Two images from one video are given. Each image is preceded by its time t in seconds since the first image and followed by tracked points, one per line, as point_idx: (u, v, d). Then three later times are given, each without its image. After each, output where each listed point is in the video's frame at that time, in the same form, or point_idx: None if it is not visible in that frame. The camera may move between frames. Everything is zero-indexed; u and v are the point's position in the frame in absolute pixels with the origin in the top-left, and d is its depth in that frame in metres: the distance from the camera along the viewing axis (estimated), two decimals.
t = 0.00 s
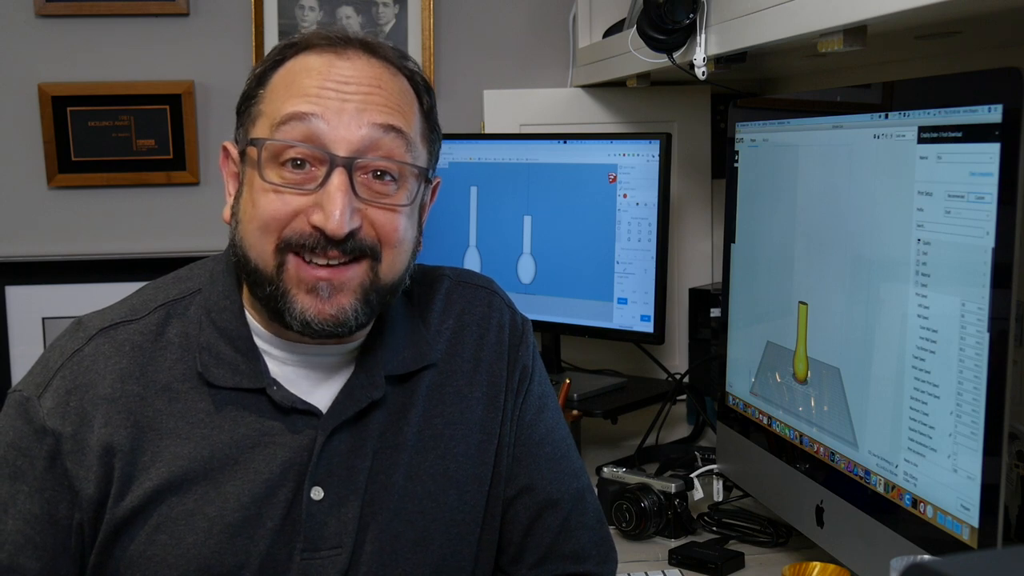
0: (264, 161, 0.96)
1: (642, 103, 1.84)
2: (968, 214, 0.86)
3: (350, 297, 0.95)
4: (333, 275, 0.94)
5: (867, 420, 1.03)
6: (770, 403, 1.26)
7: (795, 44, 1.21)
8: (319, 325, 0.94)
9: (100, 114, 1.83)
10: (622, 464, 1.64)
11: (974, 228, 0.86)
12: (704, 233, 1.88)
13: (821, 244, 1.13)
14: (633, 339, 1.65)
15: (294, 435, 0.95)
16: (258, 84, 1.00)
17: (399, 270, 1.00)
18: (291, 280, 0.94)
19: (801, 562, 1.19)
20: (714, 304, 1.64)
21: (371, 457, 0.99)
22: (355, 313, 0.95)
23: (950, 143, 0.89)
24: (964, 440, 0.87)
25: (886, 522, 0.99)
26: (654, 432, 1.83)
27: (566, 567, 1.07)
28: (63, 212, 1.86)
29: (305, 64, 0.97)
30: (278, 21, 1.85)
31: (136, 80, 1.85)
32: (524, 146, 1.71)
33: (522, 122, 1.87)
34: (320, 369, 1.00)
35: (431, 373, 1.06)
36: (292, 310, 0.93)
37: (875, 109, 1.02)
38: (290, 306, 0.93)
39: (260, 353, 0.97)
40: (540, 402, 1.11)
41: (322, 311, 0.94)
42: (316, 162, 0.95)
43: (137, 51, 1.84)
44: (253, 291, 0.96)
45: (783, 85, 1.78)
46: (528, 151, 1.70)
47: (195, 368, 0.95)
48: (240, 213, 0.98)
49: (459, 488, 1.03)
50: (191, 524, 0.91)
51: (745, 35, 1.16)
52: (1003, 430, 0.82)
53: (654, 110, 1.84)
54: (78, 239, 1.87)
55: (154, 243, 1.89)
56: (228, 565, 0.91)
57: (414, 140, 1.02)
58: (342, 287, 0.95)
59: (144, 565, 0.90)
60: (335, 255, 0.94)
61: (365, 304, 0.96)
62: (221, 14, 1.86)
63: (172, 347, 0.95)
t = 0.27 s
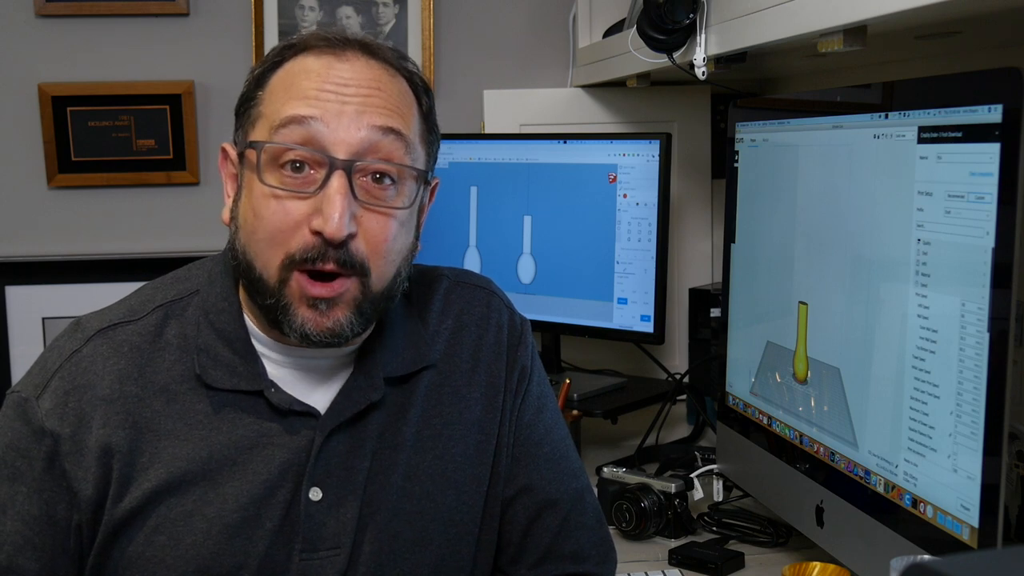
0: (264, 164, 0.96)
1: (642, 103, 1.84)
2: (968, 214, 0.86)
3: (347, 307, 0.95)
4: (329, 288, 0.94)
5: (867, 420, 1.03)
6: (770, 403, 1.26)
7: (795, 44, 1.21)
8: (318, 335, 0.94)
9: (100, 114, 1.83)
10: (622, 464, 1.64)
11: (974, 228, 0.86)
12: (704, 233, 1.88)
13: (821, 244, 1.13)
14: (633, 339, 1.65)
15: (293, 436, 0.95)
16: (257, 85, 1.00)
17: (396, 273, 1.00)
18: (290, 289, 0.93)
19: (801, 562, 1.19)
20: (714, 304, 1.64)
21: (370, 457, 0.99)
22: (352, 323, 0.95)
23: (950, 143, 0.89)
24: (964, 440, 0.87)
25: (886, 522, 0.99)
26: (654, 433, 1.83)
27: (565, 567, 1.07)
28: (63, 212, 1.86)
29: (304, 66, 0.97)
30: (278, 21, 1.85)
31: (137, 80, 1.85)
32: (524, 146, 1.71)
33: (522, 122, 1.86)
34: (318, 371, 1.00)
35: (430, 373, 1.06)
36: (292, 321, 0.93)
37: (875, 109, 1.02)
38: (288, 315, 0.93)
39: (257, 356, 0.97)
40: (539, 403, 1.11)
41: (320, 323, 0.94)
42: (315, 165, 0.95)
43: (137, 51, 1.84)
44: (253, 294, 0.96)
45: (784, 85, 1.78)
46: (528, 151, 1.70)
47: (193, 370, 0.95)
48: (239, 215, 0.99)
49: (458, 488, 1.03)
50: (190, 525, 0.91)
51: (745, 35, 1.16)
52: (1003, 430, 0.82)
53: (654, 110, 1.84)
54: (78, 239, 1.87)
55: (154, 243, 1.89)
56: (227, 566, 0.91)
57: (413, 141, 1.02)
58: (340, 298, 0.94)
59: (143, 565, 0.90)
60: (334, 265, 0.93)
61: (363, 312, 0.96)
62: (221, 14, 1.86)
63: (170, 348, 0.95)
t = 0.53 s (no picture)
0: (263, 161, 0.96)
1: (641, 103, 1.84)
2: (968, 214, 0.86)
3: (351, 299, 0.95)
4: (337, 278, 0.94)
5: (867, 420, 1.03)
6: (770, 403, 1.26)
7: (795, 44, 1.21)
8: (322, 328, 0.94)
9: (100, 114, 1.83)
10: (622, 464, 1.64)
11: (974, 228, 0.86)
12: (704, 233, 1.88)
13: (821, 244, 1.13)
14: (633, 339, 1.65)
15: (291, 434, 0.95)
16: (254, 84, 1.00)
17: (397, 267, 1.00)
18: (292, 284, 0.93)
19: (801, 562, 1.19)
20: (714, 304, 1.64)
21: (369, 456, 0.99)
22: (355, 317, 0.95)
23: (950, 143, 0.89)
24: (964, 440, 0.87)
25: (886, 521, 0.99)
26: (654, 432, 1.83)
27: (565, 567, 1.07)
28: (63, 212, 1.86)
29: (301, 63, 0.97)
30: (278, 21, 1.85)
31: (137, 80, 1.85)
32: (524, 146, 1.70)
33: (522, 122, 1.87)
34: (317, 370, 1.00)
35: (428, 372, 1.06)
36: (295, 315, 0.93)
37: (875, 109, 1.02)
38: (291, 309, 0.93)
39: (256, 355, 0.97)
40: (538, 402, 1.11)
41: (326, 315, 0.94)
42: (315, 160, 0.95)
43: (137, 51, 1.84)
44: (253, 292, 0.96)
45: (784, 85, 1.78)
46: (527, 151, 1.70)
47: (191, 368, 0.95)
48: (239, 214, 0.99)
49: (457, 488, 1.03)
50: (189, 524, 0.91)
51: (745, 35, 1.16)
52: (1003, 430, 0.82)
53: (654, 110, 1.84)
54: (78, 238, 1.87)
55: (154, 243, 1.89)
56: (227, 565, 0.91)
57: (411, 136, 1.02)
58: (342, 291, 0.94)
59: (142, 564, 0.90)
60: (337, 257, 0.94)
61: (365, 306, 0.96)
62: (221, 14, 1.86)
63: (168, 347, 0.95)
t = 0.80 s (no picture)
0: (262, 154, 0.96)
1: (641, 103, 1.84)
2: (968, 214, 0.86)
3: (348, 296, 0.95)
4: (335, 274, 0.94)
5: (867, 420, 1.03)
6: (770, 403, 1.26)
7: (795, 44, 1.21)
8: (322, 326, 0.93)
9: (100, 114, 1.83)
10: (622, 464, 1.64)
11: (974, 228, 0.86)
12: (704, 233, 1.88)
13: (821, 244, 1.13)
14: (633, 339, 1.65)
15: (289, 432, 0.95)
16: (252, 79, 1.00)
17: (395, 259, 1.00)
18: (291, 283, 0.93)
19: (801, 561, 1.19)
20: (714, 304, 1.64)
21: (368, 454, 0.99)
22: (353, 310, 0.95)
23: (950, 143, 0.89)
24: (964, 440, 0.87)
25: (886, 521, 0.99)
26: (654, 432, 1.83)
27: (565, 567, 1.07)
28: (63, 212, 1.86)
29: (298, 56, 0.97)
30: (278, 21, 1.85)
31: (136, 80, 1.85)
32: (524, 146, 1.71)
33: (522, 122, 1.87)
34: (315, 368, 1.00)
35: (427, 370, 1.06)
36: (295, 310, 0.93)
37: (875, 109, 1.02)
38: (291, 302, 0.93)
39: (255, 351, 0.97)
40: (538, 402, 1.11)
41: (325, 313, 0.93)
42: (313, 151, 0.95)
43: (137, 51, 1.84)
44: (253, 286, 0.96)
45: (784, 85, 1.78)
46: (527, 151, 1.70)
47: (190, 365, 0.95)
48: (238, 209, 0.98)
49: (456, 487, 1.03)
50: (186, 519, 0.91)
51: (745, 35, 1.16)
52: (1003, 430, 0.82)
53: (654, 110, 1.84)
54: (78, 238, 1.87)
55: (153, 242, 1.89)
56: (226, 563, 0.91)
57: (409, 129, 1.02)
58: (342, 284, 0.94)
59: (142, 562, 0.90)
60: (337, 247, 0.94)
61: (365, 299, 0.96)
62: (221, 14, 1.86)
63: (167, 344, 0.95)
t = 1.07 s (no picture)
0: (261, 154, 0.96)
1: (642, 103, 1.84)
2: (968, 214, 0.86)
3: (349, 291, 0.95)
4: (332, 271, 0.95)
5: (867, 420, 1.03)
6: (770, 403, 1.26)
7: (795, 44, 1.21)
8: (319, 321, 0.94)
9: (100, 114, 1.83)
10: (622, 464, 1.64)
11: (974, 228, 0.86)
12: (704, 233, 1.88)
13: (821, 244, 1.13)
14: (633, 339, 1.65)
15: (289, 431, 0.95)
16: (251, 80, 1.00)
17: (396, 260, 1.00)
18: (286, 274, 0.94)
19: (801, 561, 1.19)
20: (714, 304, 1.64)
21: (368, 455, 0.99)
22: (355, 309, 0.95)
23: (950, 143, 0.89)
24: (964, 440, 0.87)
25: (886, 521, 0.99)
26: (654, 432, 1.83)
27: (565, 567, 1.07)
28: (63, 212, 1.86)
29: (298, 57, 0.97)
30: (278, 21, 1.85)
31: (136, 80, 1.85)
32: (524, 146, 1.71)
33: (522, 122, 1.87)
34: (314, 367, 1.00)
35: (427, 370, 1.06)
36: (292, 306, 0.93)
37: (875, 109, 1.02)
38: (289, 301, 0.93)
39: (255, 351, 0.97)
40: (538, 402, 1.11)
41: (322, 306, 0.94)
42: (313, 153, 0.95)
43: (137, 51, 1.84)
44: (252, 285, 0.96)
45: (784, 85, 1.78)
46: (528, 151, 1.70)
47: (190, 365, 0.95)
48: (237, 208, 0.98)
49: (456, 487, 1.03)
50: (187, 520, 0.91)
51: (745, 35, 1.16)
52: (1003, 430, 0.82)
53: (654, 110, 1.84)
54: (78, 238, 1.87)
55: (154, 243, 1.89)
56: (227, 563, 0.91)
57: (410, 131, 1.02)
58: (342, 282, 0.95)
59: (144, 561, 0.90)
60: (336, 245, 0.94)
61: (364, 296, 0.96)
62: (221, 14, 1.86)
63: (167, 344, 0.95)
